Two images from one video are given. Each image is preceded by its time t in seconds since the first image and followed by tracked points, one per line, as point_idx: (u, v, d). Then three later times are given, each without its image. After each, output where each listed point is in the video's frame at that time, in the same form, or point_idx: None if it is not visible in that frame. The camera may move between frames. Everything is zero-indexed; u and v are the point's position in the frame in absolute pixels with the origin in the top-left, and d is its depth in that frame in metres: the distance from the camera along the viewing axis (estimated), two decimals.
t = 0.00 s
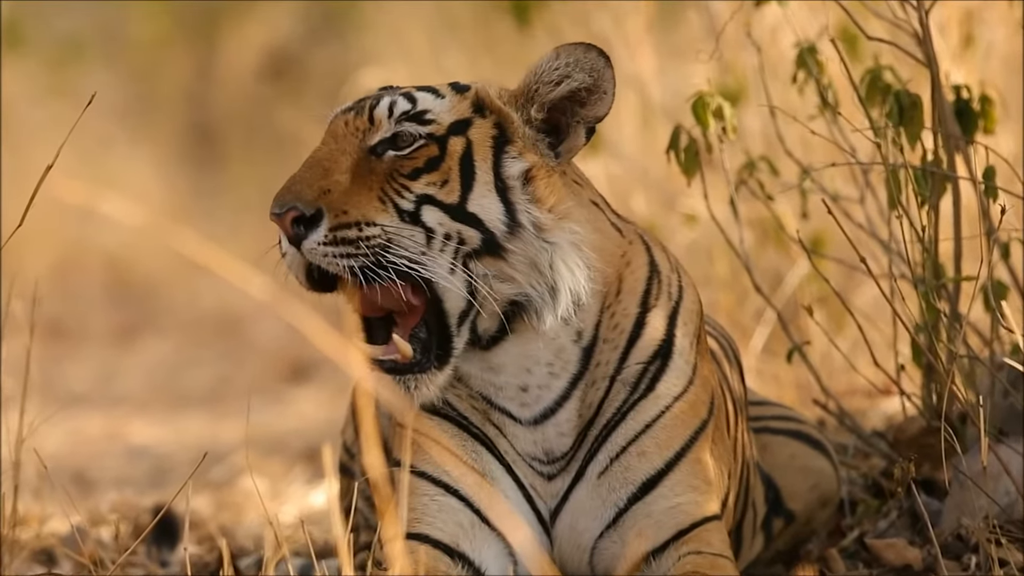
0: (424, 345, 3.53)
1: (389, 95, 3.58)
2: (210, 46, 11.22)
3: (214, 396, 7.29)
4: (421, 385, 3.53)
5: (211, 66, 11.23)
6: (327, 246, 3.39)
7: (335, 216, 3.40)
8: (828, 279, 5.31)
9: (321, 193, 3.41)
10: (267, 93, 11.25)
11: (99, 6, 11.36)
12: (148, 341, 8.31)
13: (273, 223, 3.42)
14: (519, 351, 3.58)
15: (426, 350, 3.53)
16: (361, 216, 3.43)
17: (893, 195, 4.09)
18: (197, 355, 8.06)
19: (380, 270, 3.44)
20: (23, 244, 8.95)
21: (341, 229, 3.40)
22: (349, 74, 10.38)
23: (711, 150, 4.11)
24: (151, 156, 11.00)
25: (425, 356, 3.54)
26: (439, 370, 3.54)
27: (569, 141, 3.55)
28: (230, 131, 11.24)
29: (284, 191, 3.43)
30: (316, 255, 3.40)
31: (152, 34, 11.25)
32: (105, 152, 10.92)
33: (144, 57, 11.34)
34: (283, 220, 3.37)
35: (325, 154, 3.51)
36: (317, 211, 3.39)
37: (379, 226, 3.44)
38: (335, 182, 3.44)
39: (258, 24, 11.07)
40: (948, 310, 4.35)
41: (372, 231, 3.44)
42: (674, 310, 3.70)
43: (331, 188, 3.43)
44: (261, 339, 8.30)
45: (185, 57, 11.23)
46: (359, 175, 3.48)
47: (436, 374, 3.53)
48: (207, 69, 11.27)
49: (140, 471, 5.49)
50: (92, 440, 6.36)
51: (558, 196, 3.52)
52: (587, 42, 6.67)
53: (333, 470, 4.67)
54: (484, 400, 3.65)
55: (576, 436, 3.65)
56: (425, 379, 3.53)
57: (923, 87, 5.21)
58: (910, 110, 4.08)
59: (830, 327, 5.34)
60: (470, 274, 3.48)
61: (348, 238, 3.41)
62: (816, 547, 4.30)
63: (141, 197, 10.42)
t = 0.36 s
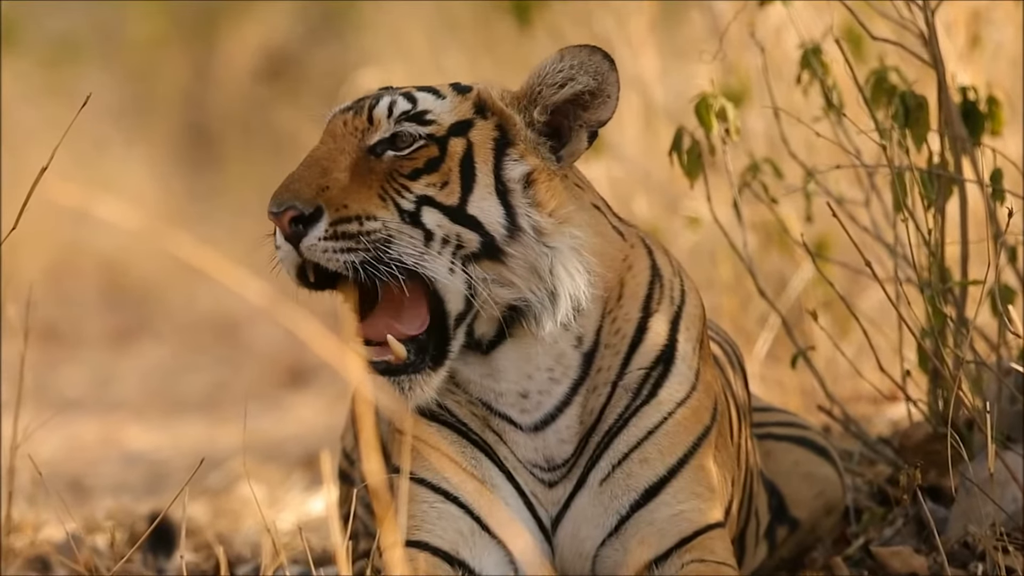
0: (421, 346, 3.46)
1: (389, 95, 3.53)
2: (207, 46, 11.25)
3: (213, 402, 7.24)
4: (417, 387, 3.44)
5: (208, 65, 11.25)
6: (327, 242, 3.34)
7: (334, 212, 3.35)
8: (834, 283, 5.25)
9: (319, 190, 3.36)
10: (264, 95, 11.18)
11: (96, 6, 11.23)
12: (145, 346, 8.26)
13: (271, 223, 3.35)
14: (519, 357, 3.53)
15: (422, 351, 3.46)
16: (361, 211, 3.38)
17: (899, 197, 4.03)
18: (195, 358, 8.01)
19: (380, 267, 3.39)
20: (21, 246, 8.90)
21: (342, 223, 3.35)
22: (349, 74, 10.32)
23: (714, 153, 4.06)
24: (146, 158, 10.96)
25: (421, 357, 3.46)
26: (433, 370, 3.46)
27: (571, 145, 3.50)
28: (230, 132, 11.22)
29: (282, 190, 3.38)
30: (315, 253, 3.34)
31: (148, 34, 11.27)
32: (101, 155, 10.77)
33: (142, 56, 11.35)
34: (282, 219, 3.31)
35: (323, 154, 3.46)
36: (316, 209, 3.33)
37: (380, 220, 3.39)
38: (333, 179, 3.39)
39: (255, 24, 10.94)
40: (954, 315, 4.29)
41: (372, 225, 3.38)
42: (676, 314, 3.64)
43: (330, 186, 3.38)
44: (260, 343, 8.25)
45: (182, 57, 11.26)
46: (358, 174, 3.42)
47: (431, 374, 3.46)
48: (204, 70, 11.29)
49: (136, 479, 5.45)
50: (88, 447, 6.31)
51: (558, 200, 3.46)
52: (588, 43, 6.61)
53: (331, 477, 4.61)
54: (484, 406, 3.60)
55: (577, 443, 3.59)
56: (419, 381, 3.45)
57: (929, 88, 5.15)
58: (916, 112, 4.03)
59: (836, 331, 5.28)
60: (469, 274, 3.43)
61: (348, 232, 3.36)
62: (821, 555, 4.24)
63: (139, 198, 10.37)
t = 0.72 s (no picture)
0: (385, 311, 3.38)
1: (389, 98, 3.48)
2: (202, 45, 11.19)
3: (208, 406, 7.18)
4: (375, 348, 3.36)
5: (204, 66, 11.21)
6: (329, 226, 3.29)
7: (334, 196, 3.30)
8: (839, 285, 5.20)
9: (317, 182, 3.31)
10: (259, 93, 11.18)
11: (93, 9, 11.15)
12: (139, 350, 8.21)
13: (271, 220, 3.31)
14: (518, 359, 3.47)
15: (387, 317, 3.38)
16: (360, 189, 3.33)
17: (904, 198, 3.97)
18: (190, 361, 7.95)
19: (379, 244, 3.32)
20: (15, 247, 8.84)
21: (343, 204, 3.30)
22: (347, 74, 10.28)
23: (718, 154, 4.00)
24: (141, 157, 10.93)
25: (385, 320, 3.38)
26: (394, 336, 3.38)
27: (573, 152, 3.44)
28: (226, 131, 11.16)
29: (282, 190, 3.33)
30: (315, 242, 3.29)
31: (143, 34, 11.16)
32: (95, 154, 10.76)
33: (136, 54, 11.32)
34: (281, 215, 3.27)
35: (321, 155, 3.41)
36: (316, 201, 3.29)
37: (381, 195, 3.33)
38: (332, 171, 3.34)
39: (251, 23, 11.01)
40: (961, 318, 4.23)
41: (374, 201, 3.32)
42: (678, 317, 3.57)
43: (328, 176, 3.33)
44: (256, 345, 8.19)
45: (177, 57, 11.23)
46: (356, 168, 3.37)
47: (392, 338, 3.37)
48: (199, 70, 11.25)
49: (131, 486, 5.39)
50: (83, 452, 6.25)
51: (557, 206, 3.43)
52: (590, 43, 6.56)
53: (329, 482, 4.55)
54: (485, 410, 3.53)
55: (578, 447, 3.53)
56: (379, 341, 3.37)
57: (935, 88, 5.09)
58: (922, 112, 3.97)
59: (840, 334, 5.23)
60: (463, 274, 3.36)
61: (350, 212, 3.30)
62: (826, 561, 4.18)
63: (134, 199, 10.30)
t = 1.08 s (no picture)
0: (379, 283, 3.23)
1: (393, 111, 3.35)
2: (198, 44, 11.04)
3: (205, 412, 7.12)
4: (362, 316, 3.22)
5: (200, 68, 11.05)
6: (344, 267, 3.15)
7: (349, 234, 3.17)
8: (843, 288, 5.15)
9: (334, 216, 3.16)
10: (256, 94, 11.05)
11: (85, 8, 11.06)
12: (134, 354, 8.16)
13: (284, 246, 3.15)
14: (518, 363, 3.40)
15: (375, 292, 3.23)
16: (376, 229, 3.20)
17: (910, 201, 3.92)
18: (186, 365, 7.90)
19: (399, 282, 3.22)
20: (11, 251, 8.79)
21: (357, 245, 3.17)
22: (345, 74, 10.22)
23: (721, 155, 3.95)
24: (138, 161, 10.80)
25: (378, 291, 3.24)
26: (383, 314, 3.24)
27: (576, 153, 3.36)
28: (223, 135, 11.05)
29: (295, 215, 3.17)
30: (331, 279, 3.16)
31: (138, 34, 11.07)
32: (90, 155, 10.67)
33: (131, 57, 11.16)
34: (298, 247, 3.12)
35: (330, 174, 3.26)
36: (332, 234, 3.14)
37: (397, 235, 3.22)
38: (346, 200, 3.20)
39: (249, 22, 10.88)
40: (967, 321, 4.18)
41: (390, 241, 3.21)
42: (679, 320, 3.51)
43: (344, 208, 3.19)
44: (254, 349, 8.13)
45: (173, 58, 11.06)
46: (368, 192, 3.24)
47: (381, 316, 3.24)
48: (196, 73, 11.10)
49: (127, 491, 5.33)
50: (77, 456, 6.20)
51: (561, 208, 3.35)
52: (591, 42, 6.51)
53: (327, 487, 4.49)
54: (485, 414, 3.47)
55: (578, 451, 3.47)
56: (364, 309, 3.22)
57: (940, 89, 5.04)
58: (928, 113, 3.93)
59: (845, 337, 5.17)
60: (468, 285, 3.26)
61: (365, 253, 3.18)
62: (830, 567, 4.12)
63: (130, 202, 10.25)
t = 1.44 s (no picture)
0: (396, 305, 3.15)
1: (403, 118, 3.25)
2: (195, 44, 10.98)
3: (202, 416, 7.08)
4: (381, 328, 3.16)
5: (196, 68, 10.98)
6: (364, 285, 3.10)
7: (371, 254, 3.11)
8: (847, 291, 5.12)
9: (355, 236, 3.10)
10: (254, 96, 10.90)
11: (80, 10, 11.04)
12: (130, 358, 8.12)
13: (302, 267, 3.09)
14: (521, 367, 3.35)
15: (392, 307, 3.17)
16: (398, 248, 3.14)
17: (914, 202, 3.88)
18: (181, 369, 7.86)
19: (418, 300, 3.17)
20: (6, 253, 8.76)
21: (378, 265, 3.12)
22: (343, 75, 10.20)
23: (724, 156, 3.91)
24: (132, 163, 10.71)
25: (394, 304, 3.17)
26: (405, 327, 3.19)
27: (583, 155, 3.33)
28: (221, 137, 10.93)
29: (313, 234, 3.11)
30: (352, 298, 3.11)
31: (132, 34, 11.05)
32: (85, 156, 10.60)
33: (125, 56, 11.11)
34: (319, 265, 3.07)
35: (347, 189, 3.17)
36: (353, 253, 3.09)
37: (419, 255, 3.16)
38: (366, 220, 3.13)
39: (248, 23, 10.82)
40: (972, 324, 4.13)
41: (413, 260, 3.15)
42: (682, 323, 3.46)
43: (363, 227, 3.12)
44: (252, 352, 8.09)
45: (168, 58, 11.01)
46: (387, 209, 3.16)
47: (399, 330, 3.18)
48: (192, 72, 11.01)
49: (123, 495, 5.29)
50: (72, 460, 6.16)
51: (572, 215, 3.29)
52: (592, 43, 6.47)
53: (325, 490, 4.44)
54: (486, 419, 3.43)
55: (580, 456, 3.43)
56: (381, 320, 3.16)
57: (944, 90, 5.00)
58: (933, 113, 3.89)
59: (849, 341, 5.13)
60: (480, 296, 3.21)
61: (386, 271, 3.13)
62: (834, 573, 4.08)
63: (124, 204, 10.19)
